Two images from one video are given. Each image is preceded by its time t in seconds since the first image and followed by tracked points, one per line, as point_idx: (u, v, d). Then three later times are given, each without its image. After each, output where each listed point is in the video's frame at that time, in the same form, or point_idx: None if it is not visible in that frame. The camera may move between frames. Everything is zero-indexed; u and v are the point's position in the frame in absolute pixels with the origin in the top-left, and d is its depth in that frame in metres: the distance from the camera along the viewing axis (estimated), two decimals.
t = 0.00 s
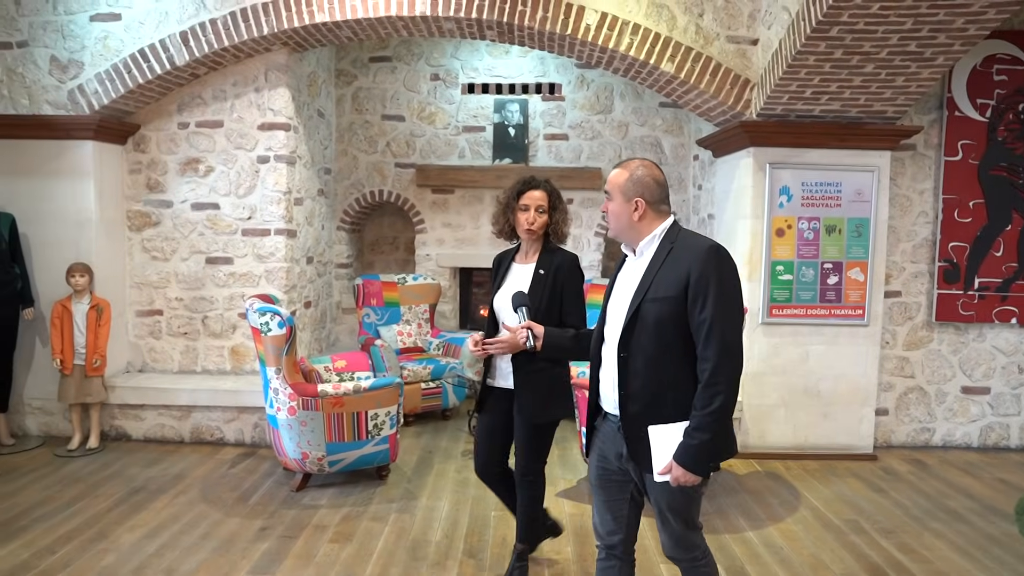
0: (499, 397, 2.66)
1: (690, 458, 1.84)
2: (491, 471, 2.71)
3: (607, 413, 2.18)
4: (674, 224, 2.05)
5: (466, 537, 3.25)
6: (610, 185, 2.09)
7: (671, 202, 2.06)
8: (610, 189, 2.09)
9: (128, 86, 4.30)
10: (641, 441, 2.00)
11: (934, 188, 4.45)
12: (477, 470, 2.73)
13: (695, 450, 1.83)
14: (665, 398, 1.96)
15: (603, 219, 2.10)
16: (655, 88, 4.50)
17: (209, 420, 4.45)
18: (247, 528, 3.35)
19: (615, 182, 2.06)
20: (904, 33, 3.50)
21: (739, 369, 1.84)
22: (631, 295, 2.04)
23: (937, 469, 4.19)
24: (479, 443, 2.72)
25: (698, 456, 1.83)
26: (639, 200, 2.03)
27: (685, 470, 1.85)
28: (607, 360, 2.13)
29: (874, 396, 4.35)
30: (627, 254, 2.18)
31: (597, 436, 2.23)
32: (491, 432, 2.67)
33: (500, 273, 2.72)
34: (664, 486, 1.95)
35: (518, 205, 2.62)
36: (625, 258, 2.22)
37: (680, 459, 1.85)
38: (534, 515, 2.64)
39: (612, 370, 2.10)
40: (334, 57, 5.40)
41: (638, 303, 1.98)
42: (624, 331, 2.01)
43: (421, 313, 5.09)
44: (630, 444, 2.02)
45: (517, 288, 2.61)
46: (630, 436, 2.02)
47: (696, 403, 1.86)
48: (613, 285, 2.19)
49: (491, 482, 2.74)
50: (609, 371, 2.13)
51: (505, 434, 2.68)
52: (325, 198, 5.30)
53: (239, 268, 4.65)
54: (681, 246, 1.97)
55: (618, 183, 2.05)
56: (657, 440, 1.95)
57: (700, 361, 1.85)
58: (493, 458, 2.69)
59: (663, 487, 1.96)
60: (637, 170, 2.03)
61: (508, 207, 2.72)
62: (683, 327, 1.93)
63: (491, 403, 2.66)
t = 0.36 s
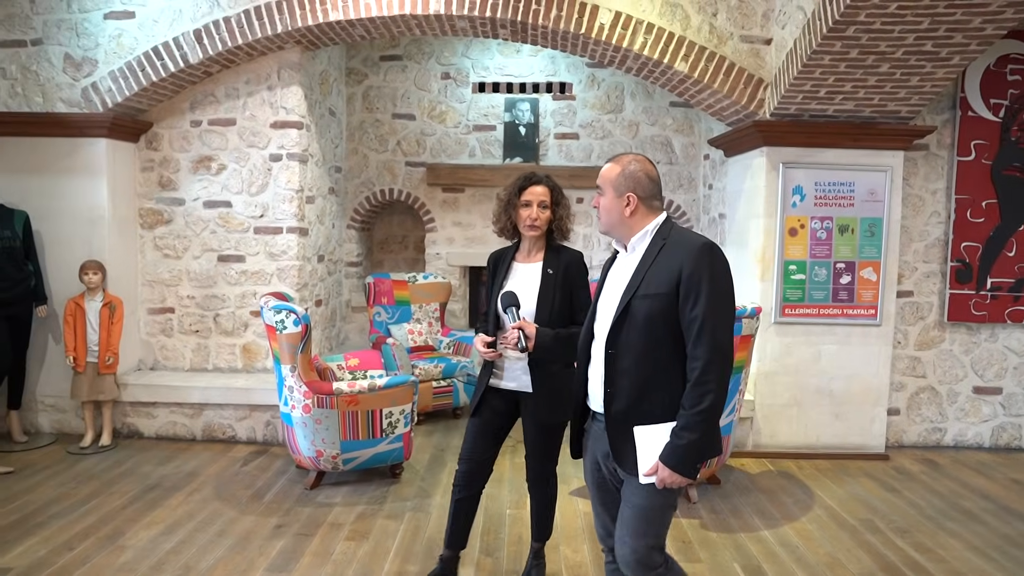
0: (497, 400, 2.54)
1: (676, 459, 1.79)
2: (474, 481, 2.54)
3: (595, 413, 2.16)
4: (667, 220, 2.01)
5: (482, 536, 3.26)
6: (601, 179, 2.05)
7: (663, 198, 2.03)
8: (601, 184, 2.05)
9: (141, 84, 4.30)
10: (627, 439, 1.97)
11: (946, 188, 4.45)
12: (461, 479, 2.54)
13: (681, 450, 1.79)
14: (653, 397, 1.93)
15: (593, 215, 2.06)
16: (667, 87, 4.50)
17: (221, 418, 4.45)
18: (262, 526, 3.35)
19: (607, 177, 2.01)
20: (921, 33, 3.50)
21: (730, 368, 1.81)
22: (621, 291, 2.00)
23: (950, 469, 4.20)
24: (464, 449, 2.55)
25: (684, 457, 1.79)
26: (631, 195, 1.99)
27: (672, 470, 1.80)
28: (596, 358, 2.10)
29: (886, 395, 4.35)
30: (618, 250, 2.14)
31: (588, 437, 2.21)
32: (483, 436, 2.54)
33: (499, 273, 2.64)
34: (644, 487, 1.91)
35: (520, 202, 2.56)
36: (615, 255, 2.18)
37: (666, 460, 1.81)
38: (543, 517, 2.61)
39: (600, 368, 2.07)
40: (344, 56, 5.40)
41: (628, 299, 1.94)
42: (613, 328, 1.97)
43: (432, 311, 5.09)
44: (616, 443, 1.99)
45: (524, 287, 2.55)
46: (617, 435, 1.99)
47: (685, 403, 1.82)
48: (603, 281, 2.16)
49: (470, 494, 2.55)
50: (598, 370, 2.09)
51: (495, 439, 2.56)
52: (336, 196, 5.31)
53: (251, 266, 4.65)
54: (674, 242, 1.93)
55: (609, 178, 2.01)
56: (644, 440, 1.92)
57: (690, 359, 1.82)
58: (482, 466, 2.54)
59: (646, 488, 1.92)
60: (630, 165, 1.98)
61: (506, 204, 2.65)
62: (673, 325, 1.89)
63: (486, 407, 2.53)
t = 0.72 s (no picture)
0: (477, 406, 2.42)
1: (675, 467, 1.69)
2: (462, 491, 2.43)
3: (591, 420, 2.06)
4: (658, 221, 1.93)
5: (492, 533, 3.28)
6: (591, 178, 1.95)
7: (655, 198, 1.94)
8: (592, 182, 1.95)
9: (151, 84, 4.32)
10: (622, 448, 1.88)
11: (951, 188, 4.48)
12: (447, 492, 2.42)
13: (679, 459, 1.69)
14: (649, 405, 1.83)
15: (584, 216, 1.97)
16: (674, 87, 4.53)
17: (230, 416, 4.48)
18: (273, 523, 3.37)
19: (598, 175, 1.92)
20: (927, 34, 3.52)
21: (728, 374, 1.72)
22: (614, 297, 1.90)
23: (955, 467, 4.22)
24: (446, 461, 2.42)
25: (683, 466, 1.69)
26: (624, 194, 1.90)
27: (671, 479, 1.71)
28: (590, 365, 2.01)
29: (891, 394, 4.38)
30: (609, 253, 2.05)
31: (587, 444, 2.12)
32: (466, 446, 2.41)
33: (471, 272, 2.51)
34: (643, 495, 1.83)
35: (494, 199, 2.45)
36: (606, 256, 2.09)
37: (664, 468, 1.71)
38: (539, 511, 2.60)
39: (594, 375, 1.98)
40: (351, 56, 5.43)
41: (621, 305, 1.84)
42: (606, 334, 1.87)
43: (439, 310, 5.11)
44: (612, 453, 1.89)
45: (501, 286, 2.44)
46: (613, 444, 1.89)
47: (681, 410, 1.73)
48: (595, 285, 2.07)
49: (458, 505, 2.45)
50: (592, 377, 2.00)
51: (476, 448, 2.44)
52: (343, 196, 5.33)
53: (260, 266, 4.67)
54: (667, 244, 1.84)
55: (601, 176, 1.91)
56: (641, 447, 1.83)
57: (686, 365, 1.72)
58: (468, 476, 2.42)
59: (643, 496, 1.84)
60: (621, 164, 1.89)
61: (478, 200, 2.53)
62: (668, 330, 1.79)
63: (467, 414, 2.41)
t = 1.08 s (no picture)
0: (437, 403, 2.45)
1: (646, 478, 1.68)
2: (443, 489, 2.49)
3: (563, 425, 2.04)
4: (642, 219, 1.89)
5: (493, 528, 3.32)
6: (578, 167, 1.88)
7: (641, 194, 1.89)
8: (579, 171, 1.88)
9: (157, 85, 4.37)
10: (591, 454, 1.86)
11: (949, 187, 4.51)
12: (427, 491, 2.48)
13: (650, 470, 1.68)
14: (622, 410, 1.81)
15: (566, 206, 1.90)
16: (674, 88, 4.57)
17: (234, 413, 4.53)
18: (278, 518, 3.42)
19: (586, 165, 1.85)
20: (925, 35, 3.56)
21: (704, 383, 1.70)
22: (590, 295, 1.87)
23: (953, 465, 4.25)
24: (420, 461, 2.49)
25: (654, 478, 1.68)
26: (611, 189, 1.84)
27: (642, 492, 1.69)
28: (562, 364, 1.98)
29: (890, 392, 4.41)
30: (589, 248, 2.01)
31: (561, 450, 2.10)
32: (434, 443, 2.46)
33: (427, 271, 2.53)
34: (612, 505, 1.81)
35: (444, 197, 2.49)
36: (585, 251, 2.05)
37: (635, 480, 1.69)
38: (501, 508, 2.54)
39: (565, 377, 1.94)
40: (354, 57, 5.47)
41: (597, 304, 1.81)
42: (581, 334, 1.84)
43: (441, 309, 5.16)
44: (582, 457, 1.87)
45: (455, 282, 2.47)
46: (583, 449, 1.87)
47: (655, 418, 1.71)
48: (571, 282, 2.04)
49: (441, 501, 2.51)
50: (563, 378, 1.96)
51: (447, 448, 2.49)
52: (346, 196, 5.38)
53: (264, 265, 4.72)
54: (648, 244, 1.81)
55: (589, 167, 1.84)
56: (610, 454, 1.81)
57: (662, 372, 1.70)
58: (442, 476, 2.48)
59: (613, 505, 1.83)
60: (611, 156, 1.82)
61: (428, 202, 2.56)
62: (644, 333, 1.77)
63: (431, 412, 2.45)
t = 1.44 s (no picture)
0: (417, 400, 2.53)
1: (635, 477, 1.71)
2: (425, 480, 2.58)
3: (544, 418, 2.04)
4: (631, 213, 1.92)
5: (497, 519, 3.39)
6: (562, 164, 1.91)
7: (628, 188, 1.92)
8: (565, 168, 1.91)
9: (168, 86, 4.46)
10: (577, 450, 1.88)
11: (950, 185, 4.54)
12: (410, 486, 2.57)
13: (640, 468, 1.71)
14: (611, 406, 1.84)
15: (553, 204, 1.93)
16: (677, 88, 4.62)
17: (244, 408, 4.61)
18: (287, 509, 3.49)
19: (571, 161, 1.88)
20: (923, 35, 3.61)
21: (694, 380, 1.74)
22: (580, 290, 1.90)
23: (954, 461, 4.29)
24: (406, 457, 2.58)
25: (643, 475, 1.71)
26: (598, 183, 1.87)
27: (630, 491, 1.72)
28: (548, 358, 1.99)
29: (891, 388, 4.45)
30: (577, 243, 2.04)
31: (531, 442, 2.08)
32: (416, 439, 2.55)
33: (406, 268, 2.60)
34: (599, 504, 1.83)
35: (423, 193, 2.55)
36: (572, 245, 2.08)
37: (624, 478, 1.72)
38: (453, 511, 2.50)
39: (552, 371, 1.96)
40: (361, 58, 5.55)
41: (588, 299, 1.84)
42: (571, 329, 1.86)
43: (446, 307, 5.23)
44: (567, 454, 1.89)
45: (433, 277, 2.53)
46: (570, 445, 1.88)
47: (645, 416, 1.74)
48: (559, 277, 2.06)
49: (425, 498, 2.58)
50: (549, 372, 1.98)
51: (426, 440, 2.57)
52: (353, 195, 5.45)
53: (272, 263, 4.80)
54: (639, 240, 1.85)
55: (574, 163, 1.87)
56: (599, 452, 1.83)
57: (653, 369, 1.73)
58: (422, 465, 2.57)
59: (601, 505, 1.85)
60: (596, 150, 1.86)
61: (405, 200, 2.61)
62: (635, 329, 1.80)
63: (414, 409, 2.53)
